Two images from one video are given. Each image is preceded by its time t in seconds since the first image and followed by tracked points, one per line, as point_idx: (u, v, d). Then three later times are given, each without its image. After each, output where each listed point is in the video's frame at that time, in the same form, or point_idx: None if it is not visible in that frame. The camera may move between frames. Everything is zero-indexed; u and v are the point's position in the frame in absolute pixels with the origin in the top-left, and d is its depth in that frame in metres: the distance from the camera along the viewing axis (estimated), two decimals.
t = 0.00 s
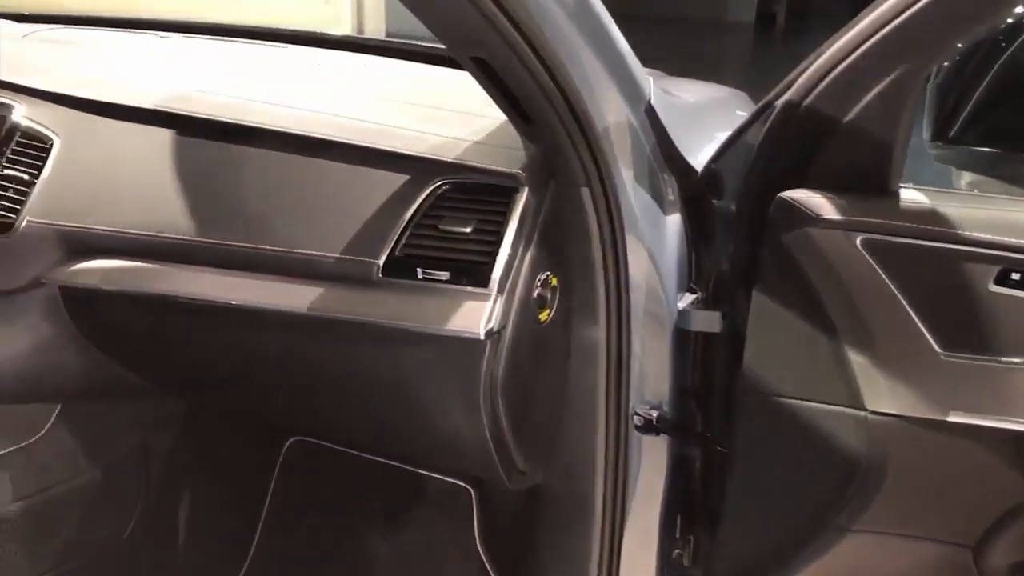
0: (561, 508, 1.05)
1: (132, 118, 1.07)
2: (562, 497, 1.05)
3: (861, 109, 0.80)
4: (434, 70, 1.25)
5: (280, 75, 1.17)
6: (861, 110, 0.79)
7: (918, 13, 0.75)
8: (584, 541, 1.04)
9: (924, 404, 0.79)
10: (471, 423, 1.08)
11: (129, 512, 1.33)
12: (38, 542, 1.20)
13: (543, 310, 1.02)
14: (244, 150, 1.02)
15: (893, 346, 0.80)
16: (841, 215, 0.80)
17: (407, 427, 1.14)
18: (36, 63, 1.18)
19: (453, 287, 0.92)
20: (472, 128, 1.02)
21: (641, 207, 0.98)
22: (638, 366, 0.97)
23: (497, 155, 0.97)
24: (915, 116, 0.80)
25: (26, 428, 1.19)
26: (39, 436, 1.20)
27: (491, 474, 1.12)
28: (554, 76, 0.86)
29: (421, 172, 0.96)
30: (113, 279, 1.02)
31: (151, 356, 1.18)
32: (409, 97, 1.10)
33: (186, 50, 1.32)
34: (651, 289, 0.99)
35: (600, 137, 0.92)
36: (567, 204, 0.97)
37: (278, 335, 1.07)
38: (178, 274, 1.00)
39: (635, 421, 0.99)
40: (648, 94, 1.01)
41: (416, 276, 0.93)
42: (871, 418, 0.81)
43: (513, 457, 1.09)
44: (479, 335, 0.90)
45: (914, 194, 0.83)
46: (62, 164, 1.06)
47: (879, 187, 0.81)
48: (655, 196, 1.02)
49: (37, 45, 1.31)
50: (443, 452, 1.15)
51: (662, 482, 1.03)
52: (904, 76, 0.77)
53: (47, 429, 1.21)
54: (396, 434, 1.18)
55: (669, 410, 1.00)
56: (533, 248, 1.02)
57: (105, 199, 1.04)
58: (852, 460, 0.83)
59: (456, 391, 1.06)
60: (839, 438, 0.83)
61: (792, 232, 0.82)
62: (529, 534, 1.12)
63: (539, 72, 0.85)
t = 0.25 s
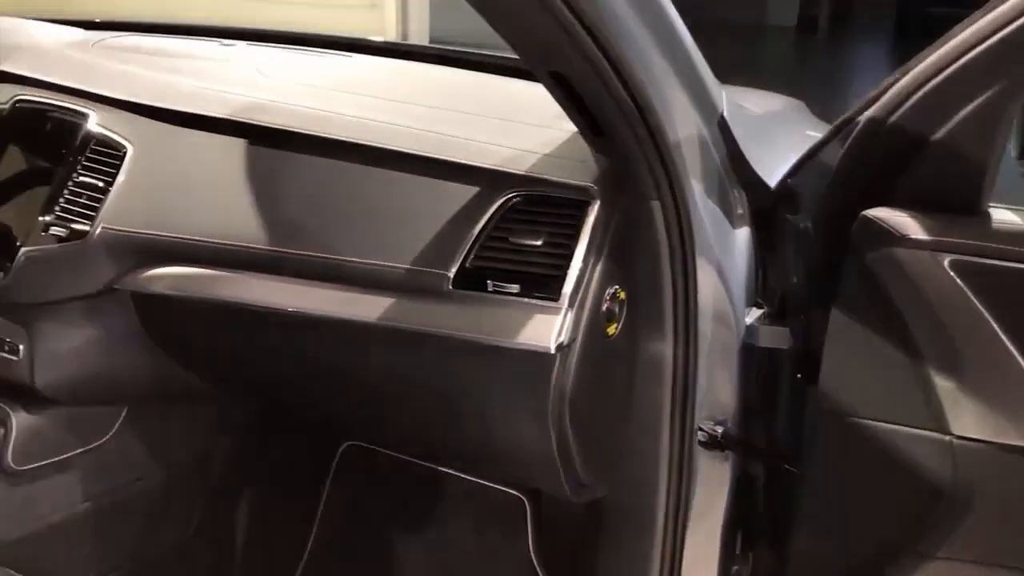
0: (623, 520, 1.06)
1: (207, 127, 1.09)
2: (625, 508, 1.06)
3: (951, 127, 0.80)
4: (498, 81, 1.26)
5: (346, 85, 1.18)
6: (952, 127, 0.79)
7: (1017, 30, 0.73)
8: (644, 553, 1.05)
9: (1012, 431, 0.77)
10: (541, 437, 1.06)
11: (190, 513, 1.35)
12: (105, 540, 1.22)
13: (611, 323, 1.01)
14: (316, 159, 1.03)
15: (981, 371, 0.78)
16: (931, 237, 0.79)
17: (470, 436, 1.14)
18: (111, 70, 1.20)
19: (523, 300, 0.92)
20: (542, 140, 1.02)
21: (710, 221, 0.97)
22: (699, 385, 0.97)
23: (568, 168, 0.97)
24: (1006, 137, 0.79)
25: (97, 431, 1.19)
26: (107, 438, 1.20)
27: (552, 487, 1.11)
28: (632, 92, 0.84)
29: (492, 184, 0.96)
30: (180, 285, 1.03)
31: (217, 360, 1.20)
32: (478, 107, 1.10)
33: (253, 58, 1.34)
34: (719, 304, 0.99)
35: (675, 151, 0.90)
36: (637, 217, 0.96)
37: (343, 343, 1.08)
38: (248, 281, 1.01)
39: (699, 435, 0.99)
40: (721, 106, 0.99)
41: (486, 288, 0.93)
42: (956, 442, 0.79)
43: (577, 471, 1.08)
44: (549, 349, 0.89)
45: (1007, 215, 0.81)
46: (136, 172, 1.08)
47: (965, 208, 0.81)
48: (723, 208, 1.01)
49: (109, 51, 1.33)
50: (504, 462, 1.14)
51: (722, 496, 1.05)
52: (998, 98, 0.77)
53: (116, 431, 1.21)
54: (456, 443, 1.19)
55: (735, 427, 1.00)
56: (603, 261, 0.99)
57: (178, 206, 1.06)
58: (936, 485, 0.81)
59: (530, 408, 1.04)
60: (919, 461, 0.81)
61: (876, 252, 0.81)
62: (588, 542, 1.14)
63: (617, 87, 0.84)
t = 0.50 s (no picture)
0: (660, 525, 1.08)
1: (247, 129, 1.09)
2: (664, 513, 1.07)
3: (1009, 136, 0.80)
4: (536, 84, 1.25)
5: (386, 88, 1.18)
6: (1012, 136, 0.79)
7: None
8: (682, 558, 1.06)
9: None
10: (582, 448, 1.04)
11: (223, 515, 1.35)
12: (140, 540, 1.22)
13: (654, 330, 0.99)
14: (357, 163, 1.03)
15: None
16: (991, 247, 0.78)
17: (508, 440, 1.14)
18: (150, 72, 1.21)
19: (567, 305, 0.91)
20: (584, 144, 1.01)
21: (753, 225, 0.95)
22: (741, 397, 0.97)
23: (612, 172, 0.96)
24: None
25: (134, 431, 1.19)
26: (144, 438, 1.20)
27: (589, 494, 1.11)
28: (683, 99, 0.83)
29: (536, 189, 0.96)
30: (221, 288, 1.04)
31: (253, 362, 1.20)
32: (519, 112, 1.10)
33: (290, 60, 1.34)
34: (761, 311, 0.98)
35: (723, 159, 0.89)
36: (682, 225, 0.95)
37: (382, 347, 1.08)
38: (292, 285, 1.02)
39: (739, 443, 0.99)
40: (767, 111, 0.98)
41: (529, 293, 0.93)
42: (1012, 455, 0.77)
43: (619, 481, 1.09)
44: (593, 354, 0.88)
45: None
46: (178, 175, 1.08)
47: None
48: (766, 214, 0.99)
49: (147, 52, 1.33)
50: (540, 469, 1.14)
51: (761, 503, 1.07)
52: None
53: (152, 432, 1.21)
54: (491, 446, 1.19)
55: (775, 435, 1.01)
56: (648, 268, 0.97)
57: (219, 209, 1.06)
58: (994, 499, 0.79)
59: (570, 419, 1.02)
60: (973, 473, 0.80)
61: (932, 260, 0.81)
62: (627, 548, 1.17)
63: (668, 96, 0.83)
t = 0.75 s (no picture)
0: (714, 534, 1.07)
1: (307, 134, 1.10)
2: (718, 522, 1.06)
3: None
4: (590, 90, 1.25)
5: (442, 94, 1.19)
6: None
7: None
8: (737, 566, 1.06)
9: None
10: (641, 457, 1.01)
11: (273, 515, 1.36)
12: (193, 539, 1.24)
13: (713, 340, 0.98)
14: (416, 168, 1.04)
15: None
16: None
17: (560, 446, 1.14)
18: (210, 76, 1.22)
19: (627, 313, 0.91)
20: (644, 151, 1.01)
21: (814, 235, 0.94)
22: (797, 410, 0.98)
23: (674, 180, 0.95)
24: None
25: (190, 431, 1.20)
26: (199, 438, 1.21)
27: (642, 503, 1.09)
28: (753, 112, 0.81)
29: (597, 196, 0.96)
30: (281, 290, 1.06)
31: (307, 363, 1.21)
32: (576, 118, 1.10)
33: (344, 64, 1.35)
34: (821, 321, 0.98)
35: (788, 170, 0.87)
36: (743, 234, 0.93)
37: (437, 351, 1.08)
38: (350, 289, 1.02)
39: (795, 454, 0.99)
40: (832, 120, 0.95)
41: (589, 301, 0.93)
42: None
43: (674, 492, 1.05)
44: (653, 364, 0.88)
45: None
46: (238, 178, 1.09)
47: None
48: (826, 223, 0.97)
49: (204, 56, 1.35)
50: (590, 475, 1.14)
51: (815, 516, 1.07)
52: None
53: (207, 432, 1.22)
54: (542, 451, 1.19)
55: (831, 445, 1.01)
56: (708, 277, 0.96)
57: (279, 212, 1.07)
58: None
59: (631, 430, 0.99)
60: None
61: (1006, 270, 0.80)
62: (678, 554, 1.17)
63: (739, 108, 0.81)
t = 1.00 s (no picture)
0: (757, 543, 1.08)
1: (354, 138, 1.11)
2: (763, 532, 1.06)
3: None
4: (633, 95, 1.24)
5: (486, 99, 1.19)
6: None
7: None
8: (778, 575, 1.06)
9: None
10: (684, 465, 1.00)
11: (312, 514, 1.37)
12: (234, 537, 1.25)
13: (760, 349, 0.97)
14: (463, 173, 1.04)
15: None
16: None
17: (601, 452, 1.14)
18: (257, 80, 1.23)
19: (675, 321, 0.91)
20: (691, 157, 1.00)
21: (863, 245, 0.92)
22: (844, 419, 0.97)
23: (723, 186, 0.94)
24: None
25: (233, 430, 1.21)
26: (242, 437, 1.23)
27: (683, 511, 1.08)
28: (804, 118, 0.80)
29: (643, 203, 0.95)
30: (328, 292, 1.06)
31: (349, 365, 1.22)
32: (622, 125, 1.10)
33: (388, 68, 1.35)
34: (869, 331, 0.97)
35: (837, 180, 0.86)
36: (791, 243, 0.93)
37: (480, 356, 1.09)
38: (396, 294, 1.03)
39: (839, 464, 0.99)
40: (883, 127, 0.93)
41: (636, 308, 0.93)
42: None
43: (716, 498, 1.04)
44: (700, 372, 0.87)
45: None
46: (286, 181, 1.10)
47: None
48: (876, 233, 0.96)
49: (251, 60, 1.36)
50: (630, 482, 1.13)
51: (857, 529, 1.06)
52: None
53: (249, 432, 1.24)
54: (581, 456, 1.19)
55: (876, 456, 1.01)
56: (757, 285, 0.93)
57: (326, 215, 1.08)
58: None
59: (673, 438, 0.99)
60: None
61: None
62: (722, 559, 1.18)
63: (790, 115, 0.80)
